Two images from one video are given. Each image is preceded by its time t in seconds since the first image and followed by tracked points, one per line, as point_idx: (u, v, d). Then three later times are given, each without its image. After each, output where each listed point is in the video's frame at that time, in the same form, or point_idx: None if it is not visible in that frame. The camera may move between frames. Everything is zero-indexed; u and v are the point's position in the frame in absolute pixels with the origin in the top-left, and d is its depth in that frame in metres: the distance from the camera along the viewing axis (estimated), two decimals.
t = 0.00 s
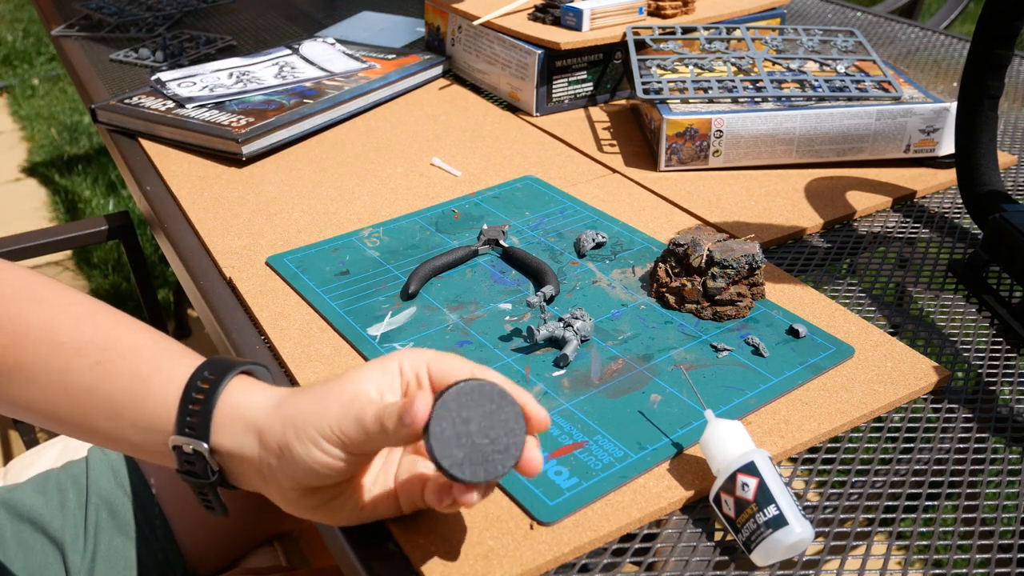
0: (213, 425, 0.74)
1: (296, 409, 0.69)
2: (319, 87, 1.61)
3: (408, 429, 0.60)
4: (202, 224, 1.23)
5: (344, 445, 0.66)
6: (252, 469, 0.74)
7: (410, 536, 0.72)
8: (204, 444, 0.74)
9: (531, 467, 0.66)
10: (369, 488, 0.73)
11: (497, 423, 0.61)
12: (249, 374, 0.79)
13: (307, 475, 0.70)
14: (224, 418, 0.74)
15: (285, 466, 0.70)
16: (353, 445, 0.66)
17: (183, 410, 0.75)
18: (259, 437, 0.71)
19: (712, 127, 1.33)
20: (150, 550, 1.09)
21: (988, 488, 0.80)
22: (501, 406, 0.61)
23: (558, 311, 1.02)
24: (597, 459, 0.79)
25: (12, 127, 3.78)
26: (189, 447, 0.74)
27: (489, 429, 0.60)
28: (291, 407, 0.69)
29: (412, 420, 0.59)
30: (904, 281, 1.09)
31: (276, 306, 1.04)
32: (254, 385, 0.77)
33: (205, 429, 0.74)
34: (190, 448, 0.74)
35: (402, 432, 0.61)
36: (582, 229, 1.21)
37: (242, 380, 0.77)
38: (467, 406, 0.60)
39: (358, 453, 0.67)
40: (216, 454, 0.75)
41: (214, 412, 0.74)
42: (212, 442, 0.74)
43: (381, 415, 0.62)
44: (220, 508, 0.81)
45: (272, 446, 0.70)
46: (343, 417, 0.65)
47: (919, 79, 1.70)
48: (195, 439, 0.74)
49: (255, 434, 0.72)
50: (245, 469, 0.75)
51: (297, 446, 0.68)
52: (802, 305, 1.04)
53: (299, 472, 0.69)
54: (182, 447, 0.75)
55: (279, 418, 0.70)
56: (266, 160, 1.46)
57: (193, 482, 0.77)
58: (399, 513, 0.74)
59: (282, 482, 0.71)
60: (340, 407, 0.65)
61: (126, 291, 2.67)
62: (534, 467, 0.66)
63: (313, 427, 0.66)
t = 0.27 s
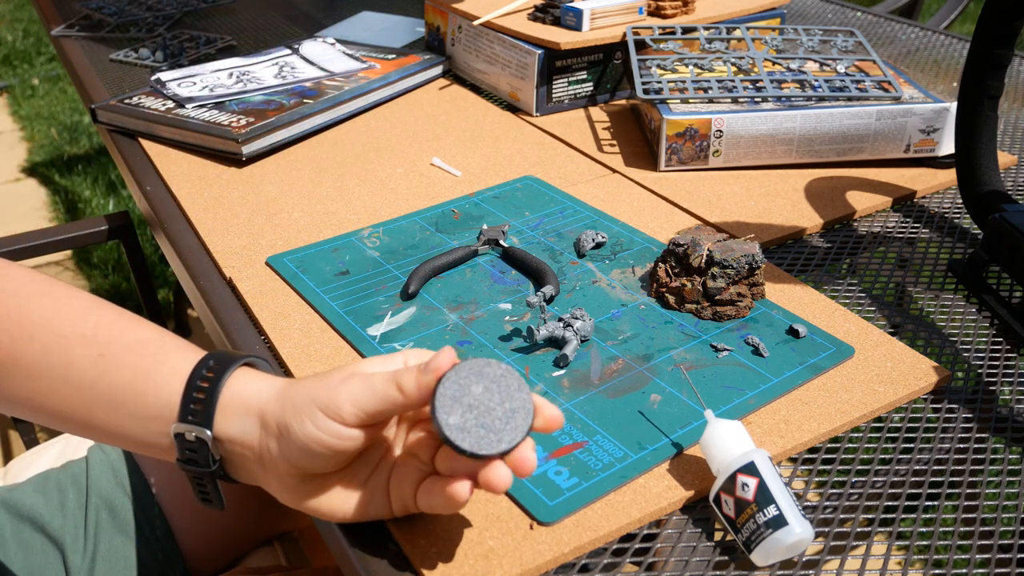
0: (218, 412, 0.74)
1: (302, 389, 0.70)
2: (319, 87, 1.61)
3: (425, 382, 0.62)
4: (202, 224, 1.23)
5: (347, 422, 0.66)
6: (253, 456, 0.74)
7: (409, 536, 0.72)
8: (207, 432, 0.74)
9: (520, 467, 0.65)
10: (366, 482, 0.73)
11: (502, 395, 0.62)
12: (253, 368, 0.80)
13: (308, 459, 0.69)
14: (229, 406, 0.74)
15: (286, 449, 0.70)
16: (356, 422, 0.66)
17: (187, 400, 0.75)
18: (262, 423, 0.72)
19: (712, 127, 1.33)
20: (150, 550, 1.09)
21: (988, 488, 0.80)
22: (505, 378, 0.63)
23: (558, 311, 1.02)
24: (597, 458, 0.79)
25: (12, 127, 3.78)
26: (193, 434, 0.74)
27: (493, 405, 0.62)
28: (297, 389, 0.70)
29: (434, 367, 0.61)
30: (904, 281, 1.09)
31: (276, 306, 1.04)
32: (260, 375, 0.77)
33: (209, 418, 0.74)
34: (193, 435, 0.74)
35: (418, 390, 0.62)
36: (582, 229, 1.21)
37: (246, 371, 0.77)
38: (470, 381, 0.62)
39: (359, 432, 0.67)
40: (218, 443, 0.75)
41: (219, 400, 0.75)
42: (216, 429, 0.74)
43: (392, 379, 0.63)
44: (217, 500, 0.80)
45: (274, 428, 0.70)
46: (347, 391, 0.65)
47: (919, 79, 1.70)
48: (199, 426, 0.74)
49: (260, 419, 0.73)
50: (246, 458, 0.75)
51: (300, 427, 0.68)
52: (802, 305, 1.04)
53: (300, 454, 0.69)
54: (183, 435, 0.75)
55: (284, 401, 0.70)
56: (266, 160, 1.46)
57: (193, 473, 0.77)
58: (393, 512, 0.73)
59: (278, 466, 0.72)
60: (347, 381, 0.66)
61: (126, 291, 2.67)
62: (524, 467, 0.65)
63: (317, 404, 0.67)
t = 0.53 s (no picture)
0: (217, 413, 0.75)
1: (306, 400, 0.69)
2: (319, 87, 1.61)
3: (441, 420, 0.62)
4: (202, 224, 1.23)
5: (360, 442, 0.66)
6: (252, 458, 0.74)
7: (409, 535, 0.72)
8: (207, 433, 0.74)
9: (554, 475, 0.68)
10: (366, 488, 0.73)
11: (516, 414, 0.64)
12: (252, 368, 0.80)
13: (314, 468, 0.70)
14: (230, 408, 0.74)
15: (289, 456, 0.70)
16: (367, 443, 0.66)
17: (185, 401, 0.75)
18: (263, 427, 0.72)
19: (712, 127, 1.33)
20: (150, 550, 1.09)
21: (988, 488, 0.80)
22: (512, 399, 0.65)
23: (558, 311, 1.02)
24: (597, 458, 0.79)
25: (12, 127, 3.78)
26: (192, 437, 0.74)
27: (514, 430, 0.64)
28: (300, 399, 0.70)
29: (452, 410, 0.61)
30: (904, 281, 1.09)
31: (276, 306, 1.04)
32: (259, 376, 0.78)
33: (207, 419, 0.74)
34: (192, 437, 0.74)
35: (433, 426, 0.62)
36: (582, 229, 1.21)
37: (245, 372, 0.78)
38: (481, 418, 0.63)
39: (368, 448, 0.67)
40: (218, 443, 0.75)
41: (219, 401, 0.75)
42: (215, 431, 0.74)
43: (406, 410, 0.63)
44: (217, 500, 0.80)
45: (275, 433, 0.70)
46: (360, 414, 0.65)
47: (919, 79, 1.70)
48: (197, 428, 0.74)
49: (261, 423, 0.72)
50: (245, 459, 0.75)
51: (308, 441, 0.68)
52: (802, 305, 1.04)
53: (305, 463, 0.70)
54: (183, 437, 0.75)
55: (288, 410, 0.70)
56: (266, 160, 1.46)
57: (192, 474, 0.77)
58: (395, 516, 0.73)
59: (280, 470, 0.72)
60: (358, 401, 0.66)
61: (126, 291, 2.67)
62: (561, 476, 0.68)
63: (327, 422, 0.67)
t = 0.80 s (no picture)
0: (219, 412, 0.75)
1: (306, 403, 0.69)
2: (319, 87, 1.61)
3: (432, 454, 0.61)
4: (202, 224, 1.23)
5: (359, 450, 0.66)
6: (253, 458, 0.74)
7: (409, 536, 0.72)
8: (208, 432, 0.74)
9: (568, 469, 0.68)
10: (363, 491, 0.72)
11: (503, 423, 0.66)
12: (254, 368, 0.80)
13: (313, 471, 0.70)
14: (231, 408, 0.74)
15: (289, 457, 0.70)
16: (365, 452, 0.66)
17: (188, 400, 0.75)
18: (264, 427, 0.72)
19: (712, 127, 1.33)
20: (150, 550, 1.09)
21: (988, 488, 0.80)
22: (492, 412, 0.65)
23: (558, 311, 1.02)
24: (597, 459, 0.79)
25: (12, 127, 3.78)
26: (194, 436, 0.74)
27: (510, 439, 0.65)
28: (300, 401, 0.70)
29: (444, 448, 0.61)
30: (904, 281, 1.09)
31: (276, 306, 1.04)
32: (260, 376, 0.78)
33: (209, 417, 0.74)
34: (193, 436, 0.74)
35: (422, 454, 0.62)
36: (582, 229, 1.21)
37: (247, 371, 0.78)
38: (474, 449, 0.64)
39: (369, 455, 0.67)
40: (219, 442, 0.75)
41: (220, 401, 0.75)
42: (216, 430, 0.75)
43: (399, 430, 0.63)
44: (217, 500, 0.80)
45: (275, 433, 0.70)
46: (359, 424, 0.65)
47: (919, 79, 1.70)
48: (200, 426, 0.74)
49: (261, 423, 0.72)
50: (246, 459, 0.75)
51: (308, 446, 0.68)
52: (802, 305, 1.04)
53: (305, 465, 0.70)
54: (184, 436, 0.75)
55: (288, 412, 0.70)
56: (266, 160, 1.46)
57: (193, 473, 0.77)
58: (394, 517, 0.73)
59: (280, 470, 0.72)
60: (357, 410, 0.66)
61: (126, 291, 2.67)
62: (574, 467, 0.69)
63: (328, 429, 0.66)
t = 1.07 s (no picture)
0: (221, 408, 0.75)
1: (305, 400, 0.69)
2: (319, 87, 1.61)
3: (423, 468, 0.61)
4: (202, 224, 1.23)
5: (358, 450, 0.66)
6: (254, 454, 0.74)
7: (409, 535, 0.72)
8: (212, 427, 0.74)
9: (569, 442, 0.67)
10: (363, 488, 0.73)
11: (491, 424, 0.65)
12: (256, 366, 0.80)
13: (313, 467, 0.70)
14: (235, 404, 0.75)
15: (290, 452, 0.70)
16: (363, 452, 0.66)
17: (190, 396, 0.75)
18: (264, 423, 0.72)
19: (712, 127, 1.33)
20: (150, 550, 1.09)
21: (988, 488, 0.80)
22: (477, 419, 0.65)
23: (558, 311, 1.02)
24: (597, 458, 0.79)
25: (12, 127, 3.78)
26: (198, 430, 0.74)
27: (504, 435, 0.65)
28: (299, 397, 0.70)
29: (438, 468, 0.60)
30: (904, 281, 1.09)
31: (276, 306, 1.04)
32: (265, 372, 0.78)
33: (212, 414, 0.75)
34: (196, 431, 0.74)
35: (414, 467, 0.61)
36: (582, 229, 1.21)
37: (252, 368, 0.78)
38: (475, 462, 0.64)
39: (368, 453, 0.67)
40: (223, 438, 0.75)
41: (222, 398, 0.75)
42: (220, 426, 0.75)
43: (394, 441, 0.63)
44: (219, 497, 0.80)
45: (277, 429, 0.70)
46: (357, 424, 0.65)
47: (919, 79, 1.70)
48: (203, 422, 0.74)
49: (262, 419, 0.72)
50: (248, 455, 0.75)
51: (308, 443, 0.68)
52: (802, 305, 1.04)
53: (305, 462, 0.70)
54: (188, 431, 0.75)
55: (287, 409, 0.70)
56: (266, 160, 1.46)
57: (194, 469, 0.77)
58: (392, 516, 0.73)
59: (280, 465, 0.72)
60: (356, 409, 0.66)
61: (126, 291, 2.67)
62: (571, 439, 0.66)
63: (326, 427, 0.66)
